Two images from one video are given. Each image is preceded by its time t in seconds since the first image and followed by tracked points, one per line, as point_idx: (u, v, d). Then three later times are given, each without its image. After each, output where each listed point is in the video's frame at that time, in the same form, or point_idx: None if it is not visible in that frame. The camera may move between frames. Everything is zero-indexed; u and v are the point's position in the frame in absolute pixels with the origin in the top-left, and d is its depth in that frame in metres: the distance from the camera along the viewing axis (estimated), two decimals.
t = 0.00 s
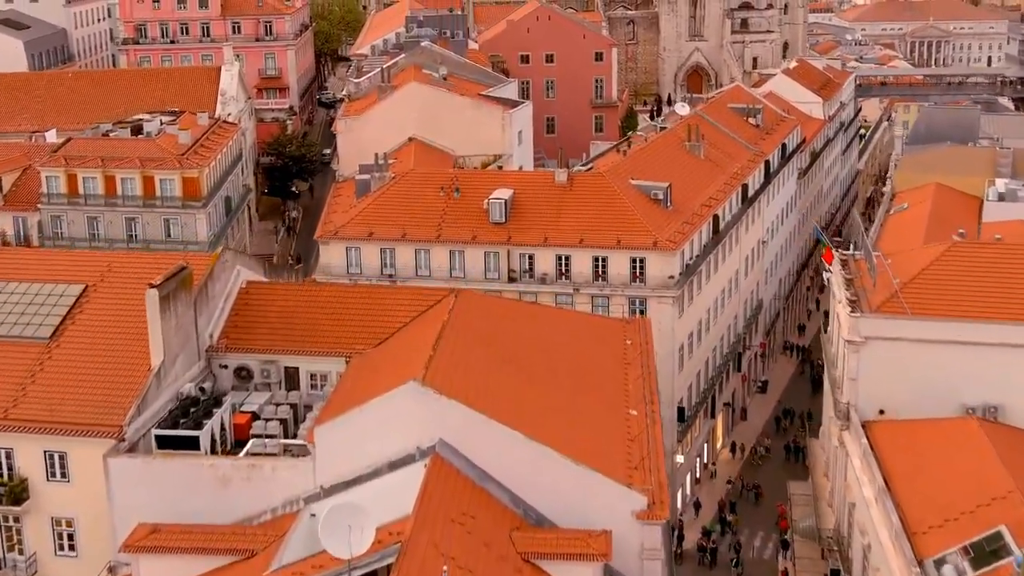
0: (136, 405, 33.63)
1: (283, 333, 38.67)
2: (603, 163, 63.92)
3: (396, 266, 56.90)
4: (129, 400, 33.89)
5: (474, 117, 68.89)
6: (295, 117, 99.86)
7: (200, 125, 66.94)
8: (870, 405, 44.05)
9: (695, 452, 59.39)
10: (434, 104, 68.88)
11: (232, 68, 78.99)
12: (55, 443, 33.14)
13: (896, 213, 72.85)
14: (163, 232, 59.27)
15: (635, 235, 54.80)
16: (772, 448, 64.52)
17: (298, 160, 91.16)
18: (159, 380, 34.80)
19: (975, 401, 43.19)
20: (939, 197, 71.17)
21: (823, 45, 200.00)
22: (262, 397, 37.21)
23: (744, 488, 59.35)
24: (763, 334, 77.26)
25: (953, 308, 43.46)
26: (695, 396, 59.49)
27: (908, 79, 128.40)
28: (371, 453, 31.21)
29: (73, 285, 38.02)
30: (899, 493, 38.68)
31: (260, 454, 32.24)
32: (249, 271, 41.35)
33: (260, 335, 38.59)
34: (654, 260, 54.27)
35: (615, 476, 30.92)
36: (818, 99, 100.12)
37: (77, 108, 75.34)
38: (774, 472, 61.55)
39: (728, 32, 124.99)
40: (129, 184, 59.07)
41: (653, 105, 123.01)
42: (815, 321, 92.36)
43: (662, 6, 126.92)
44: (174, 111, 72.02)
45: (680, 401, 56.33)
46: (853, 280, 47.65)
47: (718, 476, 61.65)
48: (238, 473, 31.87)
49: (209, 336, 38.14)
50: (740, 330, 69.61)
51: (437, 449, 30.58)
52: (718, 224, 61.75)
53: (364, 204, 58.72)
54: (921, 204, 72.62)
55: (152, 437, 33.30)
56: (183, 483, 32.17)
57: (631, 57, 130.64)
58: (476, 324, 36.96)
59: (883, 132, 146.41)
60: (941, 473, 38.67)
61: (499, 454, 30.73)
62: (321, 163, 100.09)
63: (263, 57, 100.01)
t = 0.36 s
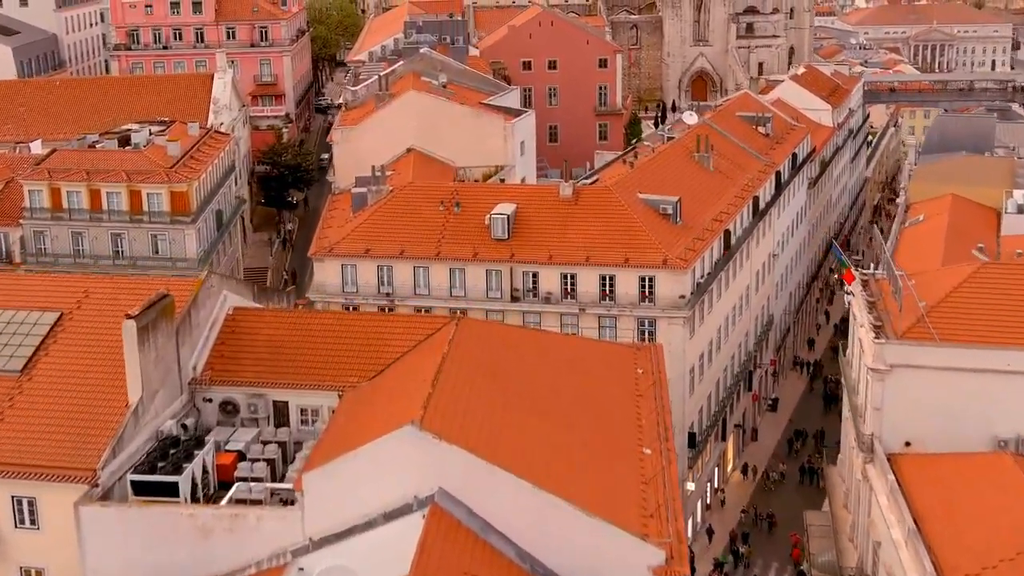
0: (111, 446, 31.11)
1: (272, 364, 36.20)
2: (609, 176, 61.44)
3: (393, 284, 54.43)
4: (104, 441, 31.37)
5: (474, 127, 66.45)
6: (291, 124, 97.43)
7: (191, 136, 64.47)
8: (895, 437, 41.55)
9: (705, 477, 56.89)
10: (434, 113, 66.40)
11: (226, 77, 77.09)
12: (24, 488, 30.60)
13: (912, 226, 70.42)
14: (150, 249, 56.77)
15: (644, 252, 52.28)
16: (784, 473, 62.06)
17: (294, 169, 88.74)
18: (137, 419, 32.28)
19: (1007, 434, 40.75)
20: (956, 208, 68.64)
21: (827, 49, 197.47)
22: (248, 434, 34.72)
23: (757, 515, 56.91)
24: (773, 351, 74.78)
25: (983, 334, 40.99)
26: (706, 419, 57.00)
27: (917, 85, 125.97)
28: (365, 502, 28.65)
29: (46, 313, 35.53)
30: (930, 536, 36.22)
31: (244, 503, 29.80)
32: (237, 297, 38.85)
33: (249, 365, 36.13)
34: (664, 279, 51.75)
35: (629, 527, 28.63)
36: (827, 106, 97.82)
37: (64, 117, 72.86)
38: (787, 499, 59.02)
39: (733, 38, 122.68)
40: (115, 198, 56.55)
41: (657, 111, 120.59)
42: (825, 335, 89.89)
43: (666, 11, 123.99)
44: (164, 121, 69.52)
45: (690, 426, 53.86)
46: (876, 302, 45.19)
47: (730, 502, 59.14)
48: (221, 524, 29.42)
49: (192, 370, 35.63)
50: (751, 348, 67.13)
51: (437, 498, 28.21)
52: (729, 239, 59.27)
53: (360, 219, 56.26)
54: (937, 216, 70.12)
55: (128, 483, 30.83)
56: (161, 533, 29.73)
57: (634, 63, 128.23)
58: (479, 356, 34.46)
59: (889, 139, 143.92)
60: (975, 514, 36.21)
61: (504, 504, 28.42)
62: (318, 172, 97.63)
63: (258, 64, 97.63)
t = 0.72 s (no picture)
0: (82, 493, 28.58)
1: (260, 399, 33.73)
2: (616, 190, 58.97)
3: (391, 303, 52.02)
4: (74, 487, 28.85)
5: (475, 138, 64.02)
6: (286, 132, 95.01)
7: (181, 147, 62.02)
8: (923, 473, 39.12)
9: (717, 504, 54.49)
10: (434, 123, 63.96)
11: (219, 85, 74.73)
12: None
13: (929, 238, 67.99)
14: (136, 266, 54.34)
15: (653, 270, 49.77)
16: (798, 498, 59.65)
17: (289, 178, 86.31)
18: (110, 462, 29.77)
19: None
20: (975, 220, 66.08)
21: (831, 53, 194.97)
22: (233, 475, 32.31)
23: (771, 546, 54.56)
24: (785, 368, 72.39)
25: (1017, 363, 38.55)
26: (718, 444, 54.56)
27: (926, 91, 123.52)
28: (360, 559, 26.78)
29: (17, 343, 33.02)
30: None
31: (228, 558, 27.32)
32: (223, 325, 36.41)
33: (236, 400, 33.69)
34: (675, 299, 49.21)
35: None
36: (837, 113, 95.50)
37: (51, 126, 70.38)
38: (804, 528, 56.73)
39: (738, 42, 120.25)
40: (99, 213, 54.08)
41: (661, 117, 118.13)
42: (836, 349, 87.41)
43: (670, 15, 121.83)
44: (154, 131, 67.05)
45: (702, 453, 51.42)
46: (900, 326, 42.74)
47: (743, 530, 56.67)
48: None
49: (170, 407, 33.12)
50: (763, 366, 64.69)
51: (437, 554, 26.11)
52: (742, 255, 56.81)
53: (356, 235, 53.82)
54: (955, 228, 67.58)
55: (100, 534, 28.34)
56: None
57: (637, 68, 125.85)
58: (482, 394, 31.94)
59: (895, 145, 141.54)
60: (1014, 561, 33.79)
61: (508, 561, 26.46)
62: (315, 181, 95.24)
63: (253, 69, 95.27)
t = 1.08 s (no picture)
0: (52, 543, 26.44)
1: (246, 434, 31.53)
2: (623, 202, 56.71)
3: (388, 322, 49.78)
4: (44, 536, 26.68)
5: (476, 147, 61.83)
6: (282, 139, 92.82)
7: (170, 158, 59.84)
8: (953, 509, 36.92)
9: (729, 531, 52.35)
10: (433, 132, 61.75)
11: (212, 92, 72.54)
12: None
13: (945, 250, 65.78)
14: (122, 283, 52.09)
15: (662, 289, 47.54)
16: (812, 523, 57.49)
17: (285, 188, 84.08)
18: (83, 509, 27.64)
19: None
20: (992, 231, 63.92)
21: (835, 56, 192.42)
22: (217, 519, 30.11)
23: None
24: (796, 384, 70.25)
25: None
26: (730, 468, 52.37)
27: (935, 97, 121.19)
28: None
29: None
30: None
31: None
32: (208, 352, 34.06)
33: (221, 436, 31.45)
34: (686, 319, 46.97)
35: None
36: (846, 120, 93.31)
37: (37, 135, 68.15)
38: (817, 555, 54.63)
39: (744, 46, 118.08)
40: (84, 228, 51.83)
41: (664, 123, 115.89)
42: (846, 361, 85.17)
43: (674, 18, 119.59)
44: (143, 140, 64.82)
45: (714, 478, 49.23)
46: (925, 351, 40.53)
47: (755, 558, 54.53)
48: None
49: (150, 444, 30.99)
50: (774, 384, 62.48)
51: None
52: (754, 271, 54.57)
53: (352, 251, 51.62)
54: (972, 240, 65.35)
55: None
56: None
57: (641, 73, 123.75)
58: (487, 436, 29.81)
59: (902, 151, 139.24)
60: None
61: None
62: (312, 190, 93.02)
63: (248, 75, 93.20)
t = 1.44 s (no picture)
0: None
1: (228, 479, 29.16)
2: (631, 218, 54.19)
3: (385, 346, 47.25)
4: None
5: (477, 159, 59.42)
6: (277, 148, 90.38)
7: (159, 170, 57.43)
8: (989, 553, 34.51)
9: (743, 564, 49.89)
10: (432, 142, 59.29)
11: (203, 100, 70.06)
12: None
13: (964, 264, 63.36)
14: (106, 302, 49.61)
15: (674, 310, 45.07)
16: (828, 552, 55.03)
17: (280, 198, 81.59)
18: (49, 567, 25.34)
19: None
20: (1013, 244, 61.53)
21: (838, 61, 189.98)
22: (197, 575, 27.72)
23: None
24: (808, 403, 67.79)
25: None
26: (744, 497, 49.92)
27: (944, 103, 118.75)
28: None
29: None
30: None
31: None
32: (190, 390, 31.60)
33: (203, 483, 29.08)
34: (700, 343, 44.51)
35: None
36: (857, 128, 90.91)
37: (22, 145, 65.67)
38: None
39: (749, 51, 116.00)
40: (66, 246, 49.36)
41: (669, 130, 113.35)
42: (856, 377, 82.61)
43: (678, 23, 117.03)
44: (131, 150, 62.32)
45: (728, 510, 46.76)
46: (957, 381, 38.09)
47: None
48: None
49: (126, 491, 28.68)
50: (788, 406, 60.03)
51: None
52: (768, 290, 52.11)
53: (347, 269, 49.14)
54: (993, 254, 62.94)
55: None
56: None
57: (644, 78, 120.62)
58: (492, 486, 27.83)
59: (909, 158, 136.82)
60: None
61: None
62: (307, 200, 90.55)
63: (243, 81, 90.62)
